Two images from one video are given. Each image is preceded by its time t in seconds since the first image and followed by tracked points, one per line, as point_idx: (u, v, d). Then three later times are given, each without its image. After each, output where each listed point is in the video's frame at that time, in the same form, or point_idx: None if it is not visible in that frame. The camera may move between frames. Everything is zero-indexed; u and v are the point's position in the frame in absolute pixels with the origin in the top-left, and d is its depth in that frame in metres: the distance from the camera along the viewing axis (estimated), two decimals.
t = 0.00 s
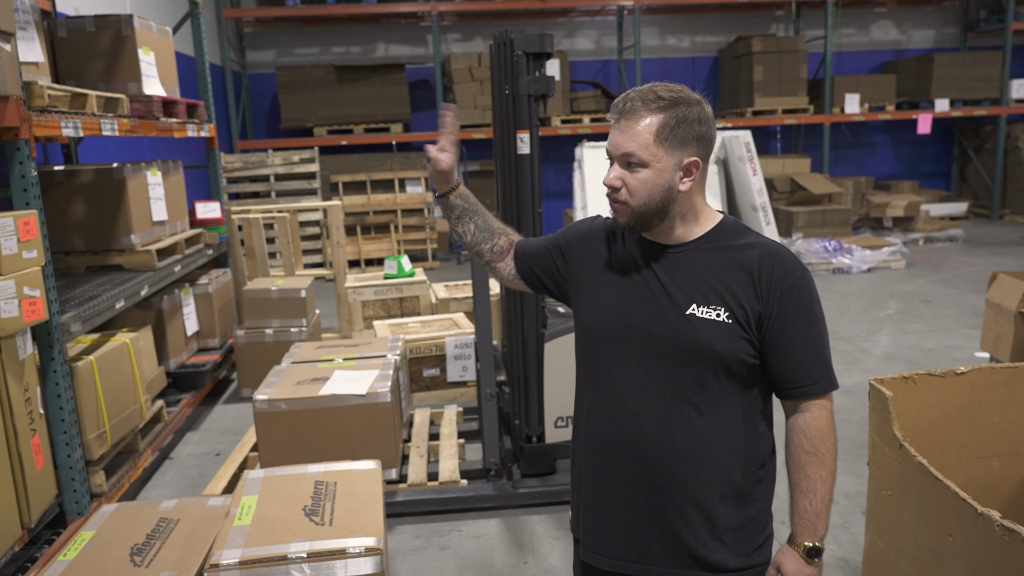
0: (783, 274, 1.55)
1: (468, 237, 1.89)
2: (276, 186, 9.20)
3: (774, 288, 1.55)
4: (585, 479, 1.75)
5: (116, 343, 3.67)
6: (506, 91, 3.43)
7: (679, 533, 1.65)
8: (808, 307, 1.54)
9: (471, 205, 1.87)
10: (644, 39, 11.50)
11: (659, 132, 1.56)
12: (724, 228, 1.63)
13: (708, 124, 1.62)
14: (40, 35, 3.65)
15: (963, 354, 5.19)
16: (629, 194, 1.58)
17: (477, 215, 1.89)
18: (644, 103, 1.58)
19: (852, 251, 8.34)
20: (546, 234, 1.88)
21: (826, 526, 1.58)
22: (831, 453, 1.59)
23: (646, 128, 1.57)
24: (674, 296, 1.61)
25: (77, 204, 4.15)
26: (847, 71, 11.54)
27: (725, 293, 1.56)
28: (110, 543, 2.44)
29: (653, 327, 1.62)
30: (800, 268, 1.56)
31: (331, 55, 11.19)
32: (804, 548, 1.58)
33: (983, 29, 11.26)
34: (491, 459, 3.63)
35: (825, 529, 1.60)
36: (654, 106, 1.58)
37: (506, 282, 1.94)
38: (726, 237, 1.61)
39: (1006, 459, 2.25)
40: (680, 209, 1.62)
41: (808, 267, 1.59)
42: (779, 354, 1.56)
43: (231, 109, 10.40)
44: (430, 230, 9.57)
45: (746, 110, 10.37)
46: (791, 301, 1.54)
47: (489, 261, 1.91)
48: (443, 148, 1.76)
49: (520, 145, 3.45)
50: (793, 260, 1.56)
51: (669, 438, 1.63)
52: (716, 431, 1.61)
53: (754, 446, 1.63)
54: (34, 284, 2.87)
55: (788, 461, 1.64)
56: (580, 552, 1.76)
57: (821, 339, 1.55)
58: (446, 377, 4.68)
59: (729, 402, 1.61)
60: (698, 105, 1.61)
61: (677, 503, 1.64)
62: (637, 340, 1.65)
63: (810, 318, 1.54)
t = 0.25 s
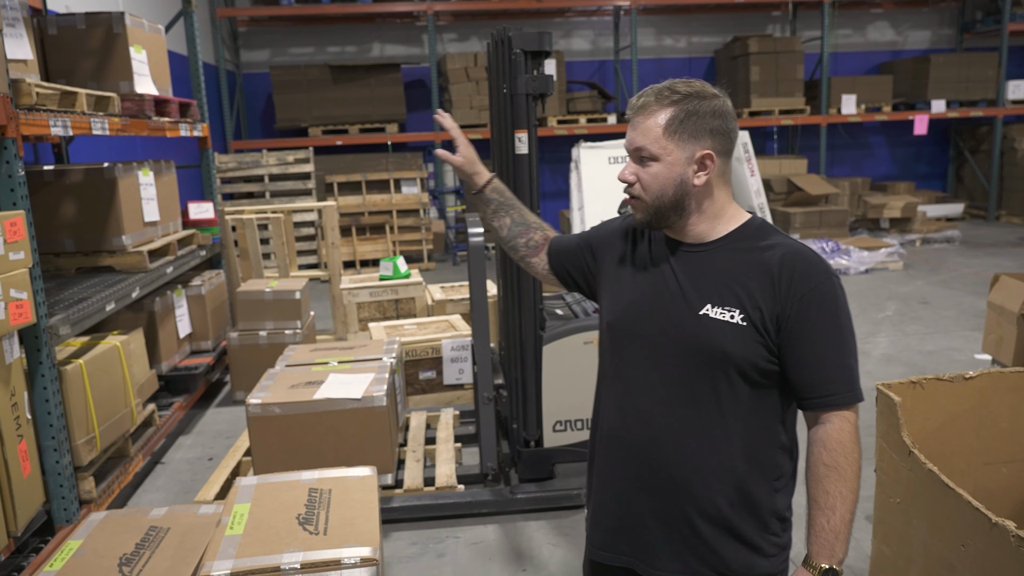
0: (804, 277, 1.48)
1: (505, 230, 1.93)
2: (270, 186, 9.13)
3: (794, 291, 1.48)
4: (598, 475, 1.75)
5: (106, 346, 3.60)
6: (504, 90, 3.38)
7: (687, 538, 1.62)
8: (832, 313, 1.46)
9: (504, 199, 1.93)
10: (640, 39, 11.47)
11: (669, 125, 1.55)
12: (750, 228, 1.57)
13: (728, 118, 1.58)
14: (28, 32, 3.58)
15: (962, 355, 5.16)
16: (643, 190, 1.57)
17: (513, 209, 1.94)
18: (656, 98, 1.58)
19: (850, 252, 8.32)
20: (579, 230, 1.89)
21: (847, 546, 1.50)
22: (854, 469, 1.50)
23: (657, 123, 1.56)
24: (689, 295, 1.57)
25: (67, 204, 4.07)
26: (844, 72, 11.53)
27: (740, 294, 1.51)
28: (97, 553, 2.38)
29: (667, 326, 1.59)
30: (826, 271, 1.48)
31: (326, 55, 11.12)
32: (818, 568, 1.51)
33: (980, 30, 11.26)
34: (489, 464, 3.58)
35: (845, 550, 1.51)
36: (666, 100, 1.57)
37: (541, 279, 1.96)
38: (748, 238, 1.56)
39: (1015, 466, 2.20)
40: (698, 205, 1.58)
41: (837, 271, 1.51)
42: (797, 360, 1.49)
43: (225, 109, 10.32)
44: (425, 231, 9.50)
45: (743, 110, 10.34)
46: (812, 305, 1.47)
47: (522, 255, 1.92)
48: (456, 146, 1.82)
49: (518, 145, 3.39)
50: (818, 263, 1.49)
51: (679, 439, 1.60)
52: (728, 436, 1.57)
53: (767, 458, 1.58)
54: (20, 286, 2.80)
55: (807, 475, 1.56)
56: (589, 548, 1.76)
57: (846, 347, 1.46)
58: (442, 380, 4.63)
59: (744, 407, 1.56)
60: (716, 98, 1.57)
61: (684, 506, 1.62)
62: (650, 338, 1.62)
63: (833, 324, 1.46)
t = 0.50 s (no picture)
0: (842, 292, 1.39)
1: (565, 233, 2.02)
2: (266, 188, 9.06)
3: (829, 305, 1.41)
4: (634, 477, 1.77)
5: (98, 352, 3.54)
6: (502, 92, 3.32)
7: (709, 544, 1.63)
8: (872, 330, 1.37)
9: (567, 201, 2.02)
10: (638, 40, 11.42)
11: (700, 131, 1.52)
12: (794, 236, 1.50)
13: (767, 120, 1.52)
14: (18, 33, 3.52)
15: (965, 358, 5.11)
16: (677, 198, 1.56)
17: (576, 212, 2.02)
18: (687, 105, 1.55)
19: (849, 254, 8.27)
20: (634, 233, 1.88)
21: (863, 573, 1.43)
22: (882, 495, 1.41)
23: (687, 129, 1.53)
24: (724, 305, 1.54)
25: (58, 208, 4.01)
26: (842, 73, 11.49)
27: (772, 307, 1.46)
28: (86, 567, 2.31)
29: (700, 334, 1.57)
30: (871, 286, 1.38)
31: (322, 56, 11.06)
32: None
33: (978, 31, 11.24)
34: (488, 472, 3.53)
35: None
36: (697, 106, 1.54)
37: (600, 280, 1.99)
38: (789, 247, 1.49)
39: None
40: (735, 212, 1.54)
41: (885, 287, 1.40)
42: (830, 378, 1.41)
43: (220, 110, 10.26)
44: (422, 233, 9.44)
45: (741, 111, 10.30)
46: (849, 322, 1.38)
47: (582, 257, 1.98)
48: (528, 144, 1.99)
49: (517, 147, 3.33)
50: (862, 277, 1.39)
51: (709, 449, 1.59)
52: (755, 448, 1.54)
53: (798, 475, 1.53)
54: (8, 293, 2.74)
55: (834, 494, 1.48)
56: (621, 548, 1.80)
57: (885, 366, 1.36)
58: (440, 385, 4.57)
59: (777, 422, 1.51)
60: (752, 101, 1.52)
61: (713, 515, 1.62)
62: (682, 345, 1.61)
63: (871, 343, 1.37)
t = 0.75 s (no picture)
0: (875, 306, 1.33)
1: (617, 228, 1.97)
2: (261, 190, 8.99)
3: (861, 318, 1.35)
4: (662, 479, 1.75)
5: (88, 357, 3.47)
6: (500, 93, 3.27)
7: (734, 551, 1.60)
8: (906, 347, 1.30)
9: (620, 197, 1.96)
10: (635, 41, 11.39)
11: (771, 132, 1.38)
12: (833, 243, 1.42)
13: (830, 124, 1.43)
14: (7, 32, 3.44)
15: (965, 363, 5.07)
16: (737, 201, 1.41)
17: (628, 209, 1.97)
18: (755, 104, 1.42)
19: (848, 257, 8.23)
20: (680, 231, 1.83)
21: None
22: (911, 518, 1.35)
23: (758, 129, 1.40)
24: (755, 312, 1.49)
25: (49, 210, 3.94)
26: (839, 76, 11.48)
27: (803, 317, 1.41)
28: None
29: (729, 342, 1.53)
30: (908, 301, 1.31)
31: (318, 56, 10.99)
32: None
33: (975, 33, 11.24)
34: (484, 480, 3.48)
35: None
36: (766, 107, 1.41)
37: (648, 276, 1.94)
38: (824, 255, 1.42)
39: None
40: (793, 218, 1.43)
41: (924, 302, 1.33)
42: (860, 394, 1.36)
43: (214, 110, 10.18)
44: (418, 235, 9.38)
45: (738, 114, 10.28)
46: (882, 337, 1.32)
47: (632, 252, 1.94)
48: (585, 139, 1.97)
49: (516, 149, 3.27)
50: (897, 291, 1.33)
51: (735, 458, 1.55)
52: (782, 458, 1.50)
53: (827, 489, 1.49)
54: None
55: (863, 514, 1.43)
56: (647, 548, 1.79)
57: (919, 385, 1.29)
58: (436, 390, 4.51)
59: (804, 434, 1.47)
60: (816, 103, 1.42)
61: (736, 523, 1.59)
62: (711, 351, 1.57)
63: (904, 362, 1.30)
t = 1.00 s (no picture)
0: (914, 307, 1.32)
1: (611, 241, 1.94)
2: (255, 189, 8.92)
3: (901, 320, 1.33)
4: (684, 487, 1.71)
5: (78, 359, 3.41)
6: (498, 93, 3.22)
7: (762, 558, 1.56)
8: (944, 349, 1.30)
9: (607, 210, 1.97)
10: (632, 42, 11.36)
11: (850, 139, 1.38)
12: (868, 246, 1.41)
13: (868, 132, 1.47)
14: None
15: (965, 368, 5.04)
16: (823, 211, 1.37)
17: (616, 220, 1.97)
18: (826, 106, 1.38)
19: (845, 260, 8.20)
20: (692, 235, 1.79)
21: None
22: (942, 516, 1.33)
23: (840, 133, 1.37)
24: (789, 315, 1.46)
25: (39, 209, 3.88)
26: (836, 78, 11.46)
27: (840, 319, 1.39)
28: None
29: (761, 346, 1.50)
30: (945, 302, 1.31)
31: (314, 56, 10.93)
32: None
33: (972, 36, 11.24)
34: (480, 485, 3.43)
35: None
36: (838, 108, 1.38)
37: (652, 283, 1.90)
38: (861, 257, 1.41)
39: None
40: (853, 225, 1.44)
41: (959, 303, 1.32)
42: (898, 397, 1.34)
43: (209, 110, 10.11)
44: (414, 236, 9.33)
45: (735, 115, 10.25)
46: (923, 338, 1.31)
47: (632, 261, 1.88)
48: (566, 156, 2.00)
49: (513, 150, 3.22)
50: (935, 292, 1.32)
51: (764, 463, 1.52)
52: (812, 462, 1.47)
53: (857, 495, 1.46)
54: None
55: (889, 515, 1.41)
56: (670, 555, 1.75)
57: (956, 386, 1.29)
58: (431, 393, 4.46)
59: (837, 438, 1.44)
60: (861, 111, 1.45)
61: (763, 529, 1.55)
62: (741, 355, 1.54)
63: (944, 362, 1.29)
